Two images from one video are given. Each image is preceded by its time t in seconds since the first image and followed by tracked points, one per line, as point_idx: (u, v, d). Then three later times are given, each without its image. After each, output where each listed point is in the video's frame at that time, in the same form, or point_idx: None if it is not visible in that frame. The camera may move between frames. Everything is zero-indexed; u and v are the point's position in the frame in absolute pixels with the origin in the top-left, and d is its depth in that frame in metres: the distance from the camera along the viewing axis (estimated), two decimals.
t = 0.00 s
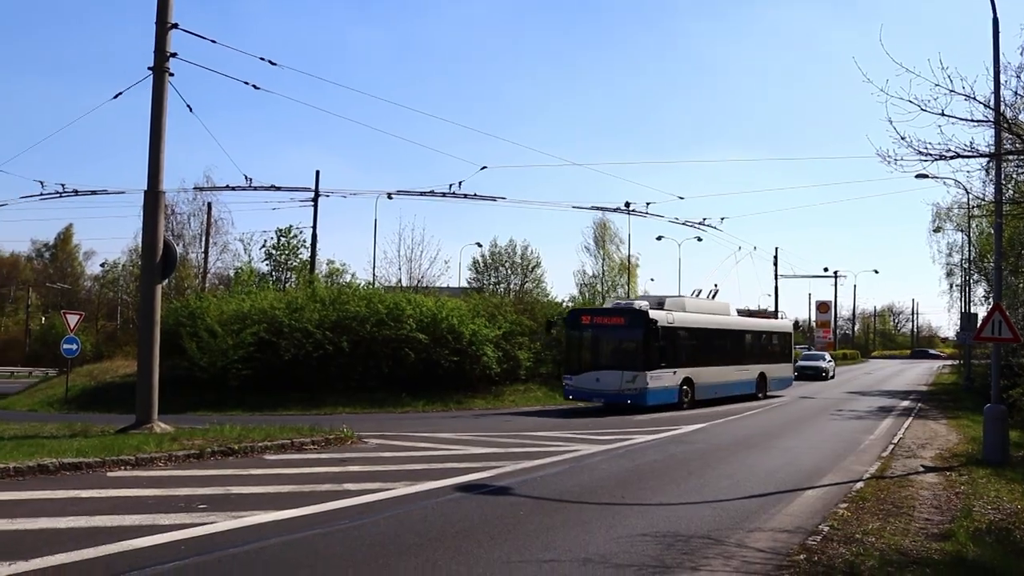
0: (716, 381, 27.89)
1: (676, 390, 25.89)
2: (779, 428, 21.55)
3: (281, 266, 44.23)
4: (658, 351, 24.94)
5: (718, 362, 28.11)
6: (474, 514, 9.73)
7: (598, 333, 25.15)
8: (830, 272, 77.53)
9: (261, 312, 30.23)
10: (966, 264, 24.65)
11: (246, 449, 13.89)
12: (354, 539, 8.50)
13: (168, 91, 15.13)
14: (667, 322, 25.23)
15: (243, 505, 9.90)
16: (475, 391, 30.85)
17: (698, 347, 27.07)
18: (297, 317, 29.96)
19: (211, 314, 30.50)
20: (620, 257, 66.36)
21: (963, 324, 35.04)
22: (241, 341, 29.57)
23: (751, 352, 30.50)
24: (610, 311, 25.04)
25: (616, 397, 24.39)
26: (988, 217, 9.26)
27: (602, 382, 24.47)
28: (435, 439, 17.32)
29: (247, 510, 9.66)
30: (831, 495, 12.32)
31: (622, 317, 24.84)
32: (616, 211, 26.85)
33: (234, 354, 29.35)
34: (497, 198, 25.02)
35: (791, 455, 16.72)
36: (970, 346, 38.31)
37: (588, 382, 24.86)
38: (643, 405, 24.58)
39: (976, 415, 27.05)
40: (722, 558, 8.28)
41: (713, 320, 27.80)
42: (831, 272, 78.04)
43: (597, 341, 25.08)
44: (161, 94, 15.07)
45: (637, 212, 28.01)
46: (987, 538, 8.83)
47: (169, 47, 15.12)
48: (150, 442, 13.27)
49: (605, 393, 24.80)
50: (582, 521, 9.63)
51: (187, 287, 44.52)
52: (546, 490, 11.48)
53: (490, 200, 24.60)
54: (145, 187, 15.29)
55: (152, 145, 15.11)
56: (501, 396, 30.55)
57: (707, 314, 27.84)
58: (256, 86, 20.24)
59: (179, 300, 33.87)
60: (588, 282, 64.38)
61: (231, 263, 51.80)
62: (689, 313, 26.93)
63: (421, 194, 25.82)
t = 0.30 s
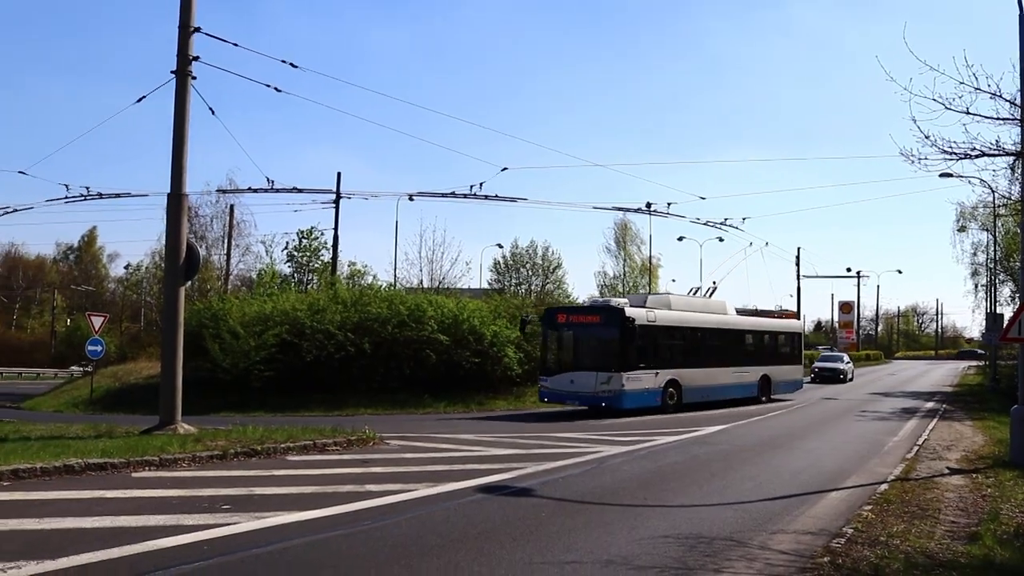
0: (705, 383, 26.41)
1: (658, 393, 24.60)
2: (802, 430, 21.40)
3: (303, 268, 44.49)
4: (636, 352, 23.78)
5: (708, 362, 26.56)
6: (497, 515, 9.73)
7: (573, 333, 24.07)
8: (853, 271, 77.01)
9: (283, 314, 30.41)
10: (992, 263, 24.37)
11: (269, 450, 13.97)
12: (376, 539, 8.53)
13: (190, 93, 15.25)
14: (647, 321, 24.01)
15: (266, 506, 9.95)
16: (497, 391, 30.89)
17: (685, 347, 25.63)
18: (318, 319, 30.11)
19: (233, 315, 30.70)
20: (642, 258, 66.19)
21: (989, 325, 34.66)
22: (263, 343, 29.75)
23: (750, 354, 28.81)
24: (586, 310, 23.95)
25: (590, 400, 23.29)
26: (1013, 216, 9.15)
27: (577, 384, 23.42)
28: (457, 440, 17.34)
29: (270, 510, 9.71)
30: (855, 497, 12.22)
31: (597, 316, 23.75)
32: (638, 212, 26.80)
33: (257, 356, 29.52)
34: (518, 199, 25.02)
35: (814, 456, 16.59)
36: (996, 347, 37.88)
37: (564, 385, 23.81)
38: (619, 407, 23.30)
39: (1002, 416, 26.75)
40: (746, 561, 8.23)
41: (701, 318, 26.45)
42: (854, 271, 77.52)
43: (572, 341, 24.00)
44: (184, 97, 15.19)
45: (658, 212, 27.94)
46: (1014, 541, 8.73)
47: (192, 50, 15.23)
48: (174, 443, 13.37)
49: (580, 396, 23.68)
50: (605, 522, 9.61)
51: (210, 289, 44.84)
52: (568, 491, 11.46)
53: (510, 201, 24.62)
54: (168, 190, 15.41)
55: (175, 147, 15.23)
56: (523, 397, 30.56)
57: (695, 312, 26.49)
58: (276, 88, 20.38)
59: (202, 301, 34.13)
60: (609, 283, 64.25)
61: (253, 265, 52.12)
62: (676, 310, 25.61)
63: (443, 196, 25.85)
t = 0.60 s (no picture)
0: (693, 384, 25.43)
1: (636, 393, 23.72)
2: (827, 430, 21.22)
3: (327, 267, 44.70)
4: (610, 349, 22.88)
5: (698, 362, 25.65)
6: (520, 514, 9.72)
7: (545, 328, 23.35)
8: (879, 271, 76.37)
9: (306, 312, 30.59)
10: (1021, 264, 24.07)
11: (293, 448, 14.04)
12: (401, 538, 8.55)
13: (216, 93, 15.36)
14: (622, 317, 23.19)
15: (291, 504, 10.01)
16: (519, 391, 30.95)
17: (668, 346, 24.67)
18: (342, 317, 30.24)
19: (257, 313, 30.91)
20: (665, 257, 65.95)
21: (1018, 326, 34.24)
22: (287, 341, 29.96)
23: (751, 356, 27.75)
24: (557, 305, 23.21)
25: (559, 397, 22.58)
26: None
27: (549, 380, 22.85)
28: (479, 439, 17.35)
29: (294, 508, 9.77)
30: (881, 499, 12.11)
31: (568, 311, 22.99)
32: (660, 211, 26.69)
33: (281, 354, 29.73)
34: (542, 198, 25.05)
35: (839, 457, 16.44)
36: None
37: (534, 382, 23.11)
38: (590, 407, 22.46)
39: None
40: (770, 562, 8.18)
41: (690, 316, 25.55)
42: (880, 271, 76.89)
43: (543, 337, 23.29)
44: (210, 97, 15.30)
45: (681, 211, 27.82)
46: None
47: (217, 50, 15.34)
48: (199, 440, 13.47)
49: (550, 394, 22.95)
50: (628, 522, 9.59)
51: (235, 288, 45.15)
52: (591, 490, 11.45)
53: (533, 200, 24.62)
54: (194, 189, 15.53)
55: (201, 146, 15.35)
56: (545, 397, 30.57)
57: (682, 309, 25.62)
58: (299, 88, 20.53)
59: (226, 299, 34.37)
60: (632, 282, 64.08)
61: (277, 264, 52.40)
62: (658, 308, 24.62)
63: (466, 194, 25.87)
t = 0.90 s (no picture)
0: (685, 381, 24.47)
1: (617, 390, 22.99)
2: (864, 426, 20.97)
3: (360, 263, 44.98)
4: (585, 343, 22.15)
5: (693, 357, 24.76)
6: (554, 510, 9.73)
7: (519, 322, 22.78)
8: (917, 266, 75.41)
9: (340, 308, 30.77)
10: None
11: (328, 443, 14.16)
12: (436, 532, 8.59)
13: (251, 91, 15.50)
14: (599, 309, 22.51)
15: (326, 498, 10.10)
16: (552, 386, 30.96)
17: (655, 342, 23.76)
18: (376, 313, 30.39)
19: (292, 310, 31.19)
20: (699, 252, 65.57)
21: None
22: (322, 337, 30.23)
23: (755, 351, 26.55)
24: (531, 298, 22.58)
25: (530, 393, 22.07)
26: None
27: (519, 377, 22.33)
28: (512, 434, 17.38)
29: (329, 502, 9.86)
30: (919, 496, 11.96)
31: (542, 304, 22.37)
32: (695, 205, 26.52)
33: (315, 350, 30.03)
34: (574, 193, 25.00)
35: (876, 454, 16.24)
36: None
37: (506, 377, 22.63)
38: (562, 403, 21.91)
39: None
40: (806, 559, 8.11)
41: (680, 308, 24.63)
42: (918, 265, 75.94)
43: (517, 331, 22.72)
44: (244, 95, 15.45)
45: (715, 206, 27.63)
46: None
47: (251, 49, 15.48)
48: (236, 436, 13.63)
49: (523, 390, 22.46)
50: (663, 518, 9.55)
51: (269, 284, 45.58)
52: (626, 486, 11.42)
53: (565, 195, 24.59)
54: (229, 186, 15.69)
55: (235, 145, 15.50)
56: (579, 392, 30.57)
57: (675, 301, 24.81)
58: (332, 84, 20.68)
59: (262, 296, 34.73)
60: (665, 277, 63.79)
61: (311, 260, 52.80)
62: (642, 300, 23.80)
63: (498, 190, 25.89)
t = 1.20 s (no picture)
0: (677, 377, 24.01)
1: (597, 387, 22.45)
2: (907, 423, 20.66)
3: (397, 261, 45.21)
4: (562, 338, 21.80)
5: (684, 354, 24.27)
6: (593, 507, 9.71)
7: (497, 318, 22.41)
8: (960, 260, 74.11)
9: (378, 306, 30.91)
10: None
11: (367, 440, 14.26)
12: (475, 529, 8.61)
13: (288, 90, 15.63)
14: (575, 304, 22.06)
15: (366, 495, 10.16)
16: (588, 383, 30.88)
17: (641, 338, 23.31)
18: (413, 310, 30.51)
19: (330, 308, 31.42)
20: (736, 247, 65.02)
21: None
22: (360, 335, 30.41)
23: (762, 347, 26.09)
24: (508, 294, 22.18)
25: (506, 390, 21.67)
26: None
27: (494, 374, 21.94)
28: (549, 431, 17.36)
29: (368, 499, 9.92)
30: (964, 495, 11.75)
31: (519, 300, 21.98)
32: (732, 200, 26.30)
33: (354, 347, 30.24)
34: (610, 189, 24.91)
35: (919, 451, 16.00)
36: None
37: (483, 374, 22.25)
38: (538, 400, 21.43)
39: None
40: (848, 557, 8.00)
41: (670, 302, 24.22)
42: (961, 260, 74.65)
43: (494, 327, 22.37)
44: (281, 95, 15.57)
45: (752, 200, 27.38)
46: None
47: (287, 49, 15.60)
48: (276, 433, 13.76)
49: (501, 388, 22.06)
50: (702, 515, 9.49)
51: (307, 282, 45.95)
52: (664, 483, 11.37)
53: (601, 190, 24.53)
54: (267, 185, 15.84)
55: (273, 145, 15.64)
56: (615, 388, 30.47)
57: (665, 295, 24.40)
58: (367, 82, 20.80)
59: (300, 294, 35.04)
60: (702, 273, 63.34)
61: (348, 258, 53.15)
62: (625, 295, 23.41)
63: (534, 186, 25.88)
